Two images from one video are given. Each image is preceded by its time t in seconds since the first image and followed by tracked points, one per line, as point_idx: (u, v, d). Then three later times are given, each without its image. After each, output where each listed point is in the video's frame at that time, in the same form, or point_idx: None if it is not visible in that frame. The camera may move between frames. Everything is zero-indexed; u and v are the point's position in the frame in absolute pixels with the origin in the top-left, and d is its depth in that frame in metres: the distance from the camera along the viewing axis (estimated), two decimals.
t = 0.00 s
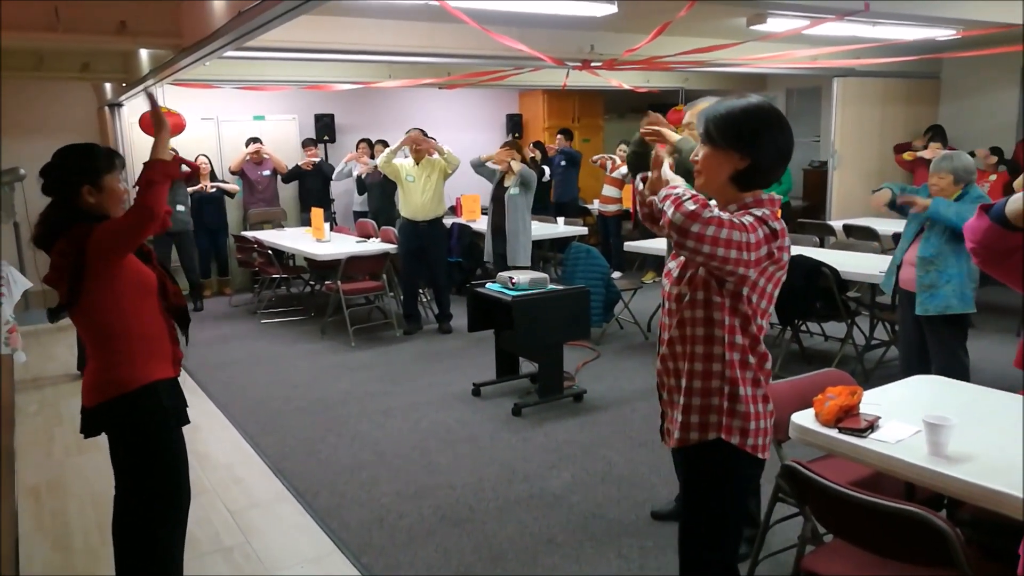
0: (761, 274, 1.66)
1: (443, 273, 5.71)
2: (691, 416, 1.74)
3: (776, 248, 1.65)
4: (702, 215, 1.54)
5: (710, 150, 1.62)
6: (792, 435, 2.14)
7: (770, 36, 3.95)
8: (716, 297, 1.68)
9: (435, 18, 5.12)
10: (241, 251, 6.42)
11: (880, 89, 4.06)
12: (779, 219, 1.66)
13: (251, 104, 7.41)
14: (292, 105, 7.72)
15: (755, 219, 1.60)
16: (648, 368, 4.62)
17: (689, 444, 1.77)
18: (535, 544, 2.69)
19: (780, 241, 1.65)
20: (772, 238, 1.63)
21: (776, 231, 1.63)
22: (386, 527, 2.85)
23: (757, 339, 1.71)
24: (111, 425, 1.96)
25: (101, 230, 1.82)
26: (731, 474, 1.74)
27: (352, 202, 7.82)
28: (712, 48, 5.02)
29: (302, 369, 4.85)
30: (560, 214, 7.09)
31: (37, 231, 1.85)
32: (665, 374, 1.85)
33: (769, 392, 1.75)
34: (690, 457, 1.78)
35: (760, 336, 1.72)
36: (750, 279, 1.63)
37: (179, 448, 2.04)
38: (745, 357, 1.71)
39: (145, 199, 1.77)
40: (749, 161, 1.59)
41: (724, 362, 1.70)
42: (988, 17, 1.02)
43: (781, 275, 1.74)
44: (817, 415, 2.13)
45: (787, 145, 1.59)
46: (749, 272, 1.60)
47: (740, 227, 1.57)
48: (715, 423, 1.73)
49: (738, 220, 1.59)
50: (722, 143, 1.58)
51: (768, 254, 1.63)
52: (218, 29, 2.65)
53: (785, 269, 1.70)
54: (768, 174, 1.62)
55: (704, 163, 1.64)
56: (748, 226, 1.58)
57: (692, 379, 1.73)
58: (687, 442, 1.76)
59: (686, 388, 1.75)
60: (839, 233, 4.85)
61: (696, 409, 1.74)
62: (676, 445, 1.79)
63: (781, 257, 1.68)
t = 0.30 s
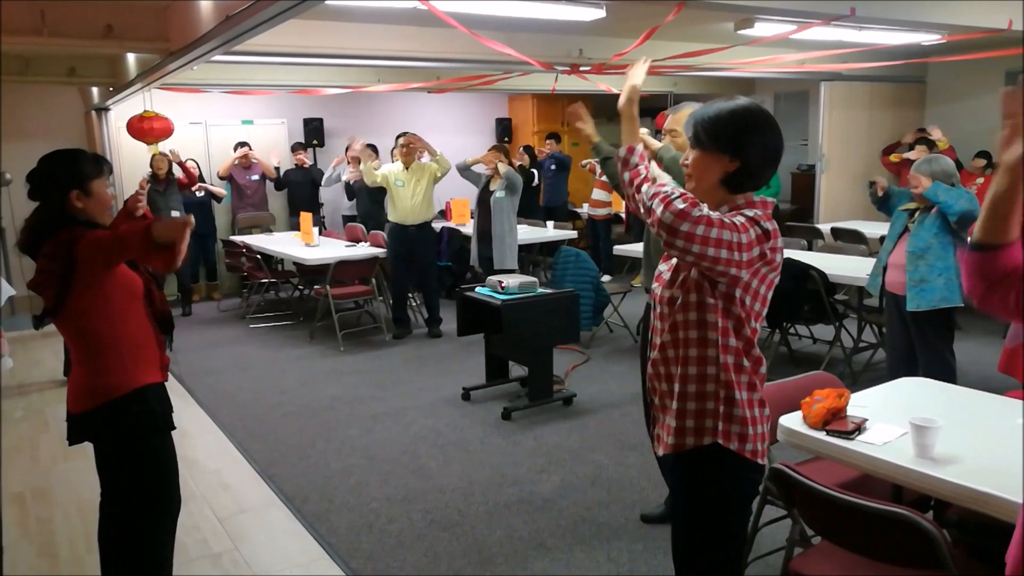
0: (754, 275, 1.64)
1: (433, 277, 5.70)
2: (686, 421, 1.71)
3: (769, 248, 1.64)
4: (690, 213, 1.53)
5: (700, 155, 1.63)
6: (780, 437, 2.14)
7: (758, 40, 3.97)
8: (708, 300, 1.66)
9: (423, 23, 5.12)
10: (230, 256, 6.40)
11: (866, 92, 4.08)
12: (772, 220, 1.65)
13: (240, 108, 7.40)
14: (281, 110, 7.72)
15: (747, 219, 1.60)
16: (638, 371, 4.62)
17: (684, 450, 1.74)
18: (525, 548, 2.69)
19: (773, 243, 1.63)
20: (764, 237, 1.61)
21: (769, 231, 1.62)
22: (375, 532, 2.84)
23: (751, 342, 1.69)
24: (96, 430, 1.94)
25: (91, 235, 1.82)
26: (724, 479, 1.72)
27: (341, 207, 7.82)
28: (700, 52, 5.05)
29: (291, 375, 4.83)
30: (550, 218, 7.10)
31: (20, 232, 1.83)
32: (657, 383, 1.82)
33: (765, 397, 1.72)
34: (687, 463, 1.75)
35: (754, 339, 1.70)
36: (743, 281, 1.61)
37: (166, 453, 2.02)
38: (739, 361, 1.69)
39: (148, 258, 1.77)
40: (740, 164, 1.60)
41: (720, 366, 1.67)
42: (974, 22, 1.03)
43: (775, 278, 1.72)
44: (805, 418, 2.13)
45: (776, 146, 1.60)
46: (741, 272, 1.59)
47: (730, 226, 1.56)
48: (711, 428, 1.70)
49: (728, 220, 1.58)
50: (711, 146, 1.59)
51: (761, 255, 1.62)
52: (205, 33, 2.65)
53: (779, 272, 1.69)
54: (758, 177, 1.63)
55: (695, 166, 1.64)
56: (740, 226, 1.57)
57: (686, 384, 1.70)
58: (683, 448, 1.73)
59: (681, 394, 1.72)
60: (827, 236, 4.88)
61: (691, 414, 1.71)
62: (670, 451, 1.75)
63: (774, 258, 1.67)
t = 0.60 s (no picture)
0: (743, 274, 1.64)
1: (419, 278, 5.68)
2: (679, 424, 1.69)
3: (757, 246, 1.63)
4: (677, 207, 1.52)
5: (688, 156, 1.62)
6: (764, 437, 2.14)
7: (743, 42, 3.99)
8: (698, 299, 1.65)
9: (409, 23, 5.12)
10: (215, 256, 6.36)
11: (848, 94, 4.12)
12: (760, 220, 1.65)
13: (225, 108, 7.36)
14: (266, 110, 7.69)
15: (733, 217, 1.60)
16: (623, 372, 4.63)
17: (677, 453, 1.73)
18: (510, 548, 2.69)
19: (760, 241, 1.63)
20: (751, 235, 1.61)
21: (756, 230, 1.63)
22: (360, 533, 2.83)
23: (743, 342, 1.68)
24: (78, 431, 1.93)
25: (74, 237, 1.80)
26: (713, 479, 1.72)
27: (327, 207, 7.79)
28: (685, 54, 5.07)
29: (276, 376, 4.80)
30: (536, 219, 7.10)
31: None
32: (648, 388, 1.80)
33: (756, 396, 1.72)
34: (679, 466, 1.73)
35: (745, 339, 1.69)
36: (732, 280, 1.60)
37: (149, 454, 2.01)
38: (730, 361, 1.68)
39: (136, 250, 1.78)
40: (729, 165, 1.60)
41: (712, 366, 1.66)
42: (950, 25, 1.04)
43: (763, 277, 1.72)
44: (788, 418, 2.14)
45: (763, 144, 1.60)
46: (730, 271, 1.58)
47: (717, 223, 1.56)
48: (704, 430, 1.69)
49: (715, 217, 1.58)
50: (700, 149, 1.59)
51: (749, 252, 1.62)
52: (188, 32, 2.63)
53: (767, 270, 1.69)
54: (748, 176, 1.63)
55: (684, 168, 1.64)
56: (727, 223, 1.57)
57: (679, 386, 1.69)
58: (677, 451, 1.71)
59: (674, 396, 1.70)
60: (811, 237, 4.90)
61: (684, 416, 1.69)
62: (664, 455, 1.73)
63: (762, 256, 1.67)
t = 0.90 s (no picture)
0: (734, 271, 1.59)
1: (408, 280, 5.68)
2: (671, 420, 1.62)
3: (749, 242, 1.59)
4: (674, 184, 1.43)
5: (680, 159, 1.61)
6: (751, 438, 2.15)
7: (731, 44, 4.02)
8: (688, 292, 1.59)
9: (399, 25, 5.12)
10: (203, 258, 6.33)
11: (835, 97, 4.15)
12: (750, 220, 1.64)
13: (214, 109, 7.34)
14: (255, 111, 7.66)
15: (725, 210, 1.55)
16: (613, 373, 4.64)
17: (670, 449, 1.64)
18: (499, 551, 2.69)
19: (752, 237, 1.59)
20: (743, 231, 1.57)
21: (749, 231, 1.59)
22: (348, 536, 2.82)
23: (733, 338, 1.63)
24: (65, 434, 1.92)
25: (68, 240, 1.79)
26: (706, 477, 1.64)
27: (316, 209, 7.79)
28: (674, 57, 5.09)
29: (265, 378, 4.79)
30: (526, 221, 7.12)
31: None
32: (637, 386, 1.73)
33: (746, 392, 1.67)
34: (668, 465, 1.66)
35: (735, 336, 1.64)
36: (723, 273, 1.55)
37: (138, 456, 2.00)
38: (720, 356, 1.63)
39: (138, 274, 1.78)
40: (720, 168, 1.59)
41: (704, 360, 1.60)
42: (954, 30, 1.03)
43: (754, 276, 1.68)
44: (776, 419, 2.14)
45: (753, 146, 1.60)
46: (724, 265, 1.53)
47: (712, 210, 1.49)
48: (697, 424, 1.61)
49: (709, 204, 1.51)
50: (692, 152, 1.59)
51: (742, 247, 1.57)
52: (177, 33, 2.63)
53: (759, 271, 1.65)
54: (738, 179, 1.63)
55: (675, 171, 1.63)
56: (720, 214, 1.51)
57: (670, 381, 1.62)
58: (667, 448, 1.64)
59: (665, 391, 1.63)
60: (800, 239, 4.93)
61: (676, 411, 1.62)
62: (655, 452, 1.65)
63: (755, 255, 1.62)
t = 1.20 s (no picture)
0: (726, 270, 1.59)
1: (395, 279, 5.66)
2: (660, 416, 1.62)
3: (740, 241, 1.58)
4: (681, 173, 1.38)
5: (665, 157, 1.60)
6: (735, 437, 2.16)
7: (716, 45, 4.03)
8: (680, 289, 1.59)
9: (385, 24, 5.12)
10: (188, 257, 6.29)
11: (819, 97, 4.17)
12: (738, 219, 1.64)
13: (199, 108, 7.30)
14: (240, 109, 7.62)
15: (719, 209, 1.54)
16: (599, 373, 4.65)
17: (659, 445, 1.63)
18: (484, 550, 2.69)
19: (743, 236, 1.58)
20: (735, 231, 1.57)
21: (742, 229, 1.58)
22: (333, 536, 2.81)
23: (721, 335, 1.64)
24: (43, 435, 1.89)
25: (70, 246, 1.78)
26: (699, 473, 1.64)
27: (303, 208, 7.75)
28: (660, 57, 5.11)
29: (250, 378, 4.76)
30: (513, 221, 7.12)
31: None
32: (624, 382, 1.72)
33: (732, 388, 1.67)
34: (656, 460, 1.65)
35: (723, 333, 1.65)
36: (716, 272, 1.55)
37: (120, 457, 1.99)
38: (709, 352, 1.63)
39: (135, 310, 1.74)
40: (704, 167, 1.59)
41: (694, 356, 1.60)
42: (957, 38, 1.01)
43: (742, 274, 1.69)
44: (759, 417, 2.15)
45: (737, 147, 1.60)
46: (717, 264, 1.52)
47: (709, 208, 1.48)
48: (685, 420, 1.61)
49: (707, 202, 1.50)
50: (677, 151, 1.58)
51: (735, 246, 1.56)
52: (161, 31, 2.61)
53: (751, 271, 1.63)
54: (722, 179, 1.62)
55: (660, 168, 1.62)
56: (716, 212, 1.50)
57: (659, 377, 1.62)
58: (657, 443, 1.63)
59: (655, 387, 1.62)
60: (784, 239, 4.96)
61: (665, 406, 1.61)
62: (644, 448, 1.64)
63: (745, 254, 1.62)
